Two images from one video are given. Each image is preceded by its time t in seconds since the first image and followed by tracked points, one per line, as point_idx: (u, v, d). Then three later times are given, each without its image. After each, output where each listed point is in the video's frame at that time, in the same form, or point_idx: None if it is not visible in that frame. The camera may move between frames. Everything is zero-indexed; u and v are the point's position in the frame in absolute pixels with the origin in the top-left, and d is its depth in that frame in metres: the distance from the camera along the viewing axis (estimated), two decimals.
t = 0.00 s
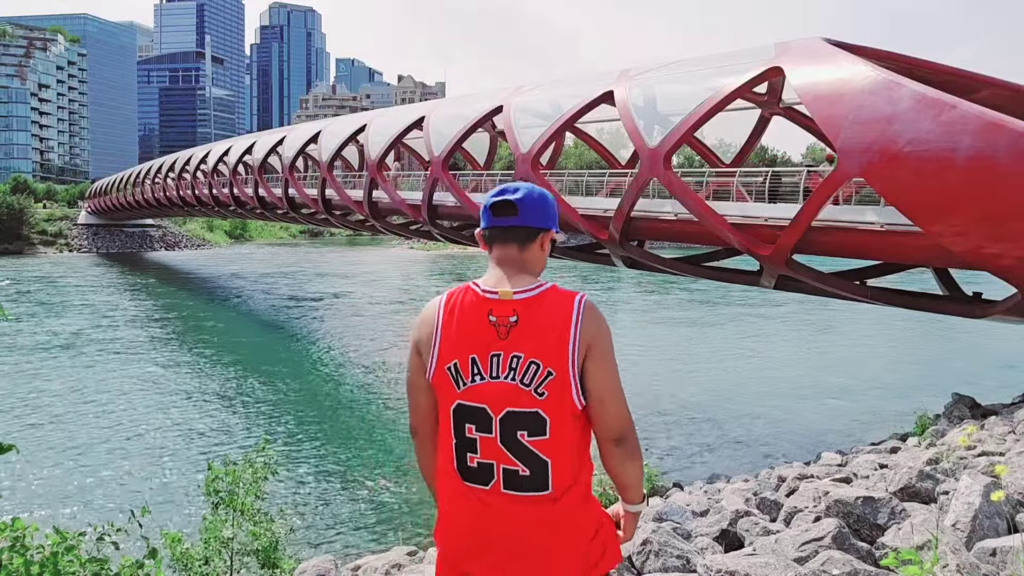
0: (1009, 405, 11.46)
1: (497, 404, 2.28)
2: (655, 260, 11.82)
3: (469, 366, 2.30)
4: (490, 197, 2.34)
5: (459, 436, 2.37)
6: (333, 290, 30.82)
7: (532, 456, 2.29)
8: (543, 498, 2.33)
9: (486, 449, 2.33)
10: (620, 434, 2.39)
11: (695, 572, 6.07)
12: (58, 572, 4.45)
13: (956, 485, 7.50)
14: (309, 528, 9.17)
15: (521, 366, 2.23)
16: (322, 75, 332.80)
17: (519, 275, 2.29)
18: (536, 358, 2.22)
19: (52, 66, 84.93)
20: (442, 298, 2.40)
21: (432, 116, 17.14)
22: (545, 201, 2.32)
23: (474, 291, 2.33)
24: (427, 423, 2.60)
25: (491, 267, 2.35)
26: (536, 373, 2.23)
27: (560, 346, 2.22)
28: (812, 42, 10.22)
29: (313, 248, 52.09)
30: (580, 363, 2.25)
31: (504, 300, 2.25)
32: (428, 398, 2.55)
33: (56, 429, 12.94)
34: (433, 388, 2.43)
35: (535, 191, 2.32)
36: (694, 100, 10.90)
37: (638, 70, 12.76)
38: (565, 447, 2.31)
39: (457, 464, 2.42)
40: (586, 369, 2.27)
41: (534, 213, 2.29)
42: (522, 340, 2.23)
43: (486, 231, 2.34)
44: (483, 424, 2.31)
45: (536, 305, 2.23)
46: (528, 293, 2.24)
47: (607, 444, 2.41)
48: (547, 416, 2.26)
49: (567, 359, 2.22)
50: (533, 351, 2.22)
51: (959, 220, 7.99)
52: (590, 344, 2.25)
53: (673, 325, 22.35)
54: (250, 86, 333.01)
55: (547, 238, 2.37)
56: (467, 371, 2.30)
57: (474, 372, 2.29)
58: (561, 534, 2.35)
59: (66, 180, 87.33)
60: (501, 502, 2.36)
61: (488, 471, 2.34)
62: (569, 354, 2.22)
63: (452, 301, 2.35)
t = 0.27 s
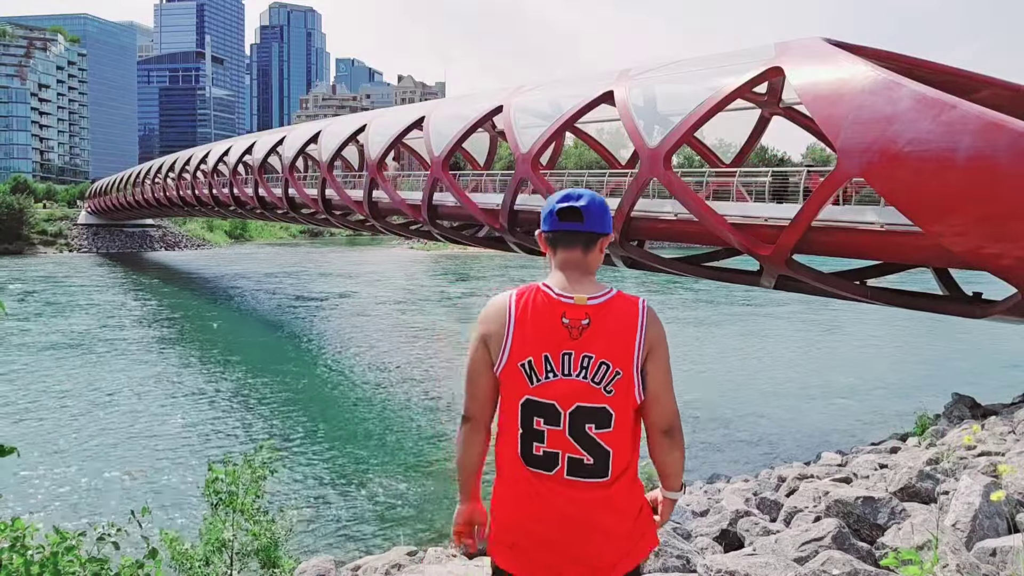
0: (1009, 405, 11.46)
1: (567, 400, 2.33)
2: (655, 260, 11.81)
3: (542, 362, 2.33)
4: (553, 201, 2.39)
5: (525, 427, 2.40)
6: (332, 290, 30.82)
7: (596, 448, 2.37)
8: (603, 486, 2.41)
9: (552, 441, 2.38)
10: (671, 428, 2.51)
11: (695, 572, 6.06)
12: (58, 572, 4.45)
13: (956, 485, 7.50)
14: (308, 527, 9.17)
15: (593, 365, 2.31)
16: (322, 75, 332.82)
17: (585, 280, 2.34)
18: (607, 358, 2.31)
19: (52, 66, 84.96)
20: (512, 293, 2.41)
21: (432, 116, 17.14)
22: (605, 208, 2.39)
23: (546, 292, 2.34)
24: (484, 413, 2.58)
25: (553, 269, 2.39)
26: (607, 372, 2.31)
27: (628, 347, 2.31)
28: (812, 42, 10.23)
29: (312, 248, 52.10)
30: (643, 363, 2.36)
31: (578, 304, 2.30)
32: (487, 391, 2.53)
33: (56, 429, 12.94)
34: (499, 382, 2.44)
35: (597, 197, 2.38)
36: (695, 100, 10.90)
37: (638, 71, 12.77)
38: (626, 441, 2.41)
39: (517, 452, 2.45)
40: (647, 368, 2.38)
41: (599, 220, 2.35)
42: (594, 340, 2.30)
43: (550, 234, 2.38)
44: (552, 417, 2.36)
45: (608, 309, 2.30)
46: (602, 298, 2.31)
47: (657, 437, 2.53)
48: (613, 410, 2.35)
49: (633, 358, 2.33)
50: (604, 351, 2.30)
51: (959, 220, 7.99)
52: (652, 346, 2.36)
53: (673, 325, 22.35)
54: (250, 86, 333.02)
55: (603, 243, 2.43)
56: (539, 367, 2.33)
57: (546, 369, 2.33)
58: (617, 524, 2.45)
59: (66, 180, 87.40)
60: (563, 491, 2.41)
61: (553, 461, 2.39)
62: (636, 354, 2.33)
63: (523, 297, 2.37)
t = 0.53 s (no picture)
0: (1010, 405, 11.47)
1: (607, 376, 2.48)
2: (655, 260, 11.82)
3: (584, 341, 2.47)
4: (592, 195, 2.57)
5: (564, 403, 2.55)
6: (332, 289, 30.80)
7: (631, 423, 2.52)
8: (632, 462, 2.55)
9: (590, 415, 2.53)
10: (704, 403, 2.74)
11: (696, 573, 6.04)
12: (58, 573, 4.45)
13: (956, 485, 7.50)
14: (308, 528, 9.17)
15: (632, 344, 2.47)
16: (322, 75, 332.80)
17: (623, 267, 2.53)
18: (646, 338, 2.47)
19: (52, 66, 84.94)
20: (553, 278, 2.55)
21: (432, 116, 17.14)
22: (641, 202, 2.57)
23: (587, 275, 2.49)
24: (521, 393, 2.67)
25: (591, 256, 2.56)
26: (644, 351, 2.48)
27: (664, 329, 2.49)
28: (812, 42, 10.23)
29: (312, 248, 52.05)
30: (676, 344, 2.54)
31: (619, 287, 2.46)
32: (527, 370, 2.61)
33: (55, 429, 12.93)
34: (539, 361, 2.56)
35: (634, 193, 2.57)
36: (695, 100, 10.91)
37: (638, 70, 12.77)
38: (657, 420, 2.56)
39: (555, 427, 2.58)
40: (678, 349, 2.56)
41: (635, 213, 2.54)
42: (633, 321, 2.46)
43: (588, 225, 2.56)
44: (591, 393, 2.50)
45: (646, 292, 2.48)
46: (643, 283, 2.48)
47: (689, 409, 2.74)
48: (649, 387, 2.51)
49: (669, 339, 2.50)
50: (642, 333, 2.47)
51: (959, 220, 7.99)
52: (685, 330, 2.55)
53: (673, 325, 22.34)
54: (250, 86, 333.04)
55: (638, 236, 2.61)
56: (581, 345, 2.48)
57: (588, 347, 2.47)
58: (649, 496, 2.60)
59: (67, 180, 87.42)
60: (597, 464, 2.55)
61: (590, 435, 2.53)
62: (671, 335, 2.50)
63: (564, 282, 2.51)
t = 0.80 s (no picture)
0: (1010, 405, 11.46)
1: (620, 365, 2.52)
2: (655, 260, 11.82)
3: (597, 331, 2.52)
4: (606, 198, 2.62)
5: (578, 391, 2.58)
6: (332, 289, 30.81)
7: (643, 411, 2.55)
8: (644, 448, 2.58)
9: (603, 403, 2.56)
10: (708, 400, 2.71)
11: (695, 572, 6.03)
12: (58, 572, 4.45)
13: (956, 485, 7.50)
14: (308, 527, 9.17)
15: (644, 334, 2.50)
16: (322, 75, 332.78)
17: (637, 264, 2.57)
18: (656, 329, 2.51)
19: (52, 66, 84.92)
20: (568, 277, 2.60)
21: (432, 116, 17.14)
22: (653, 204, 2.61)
23: (600, 271, 2.55)
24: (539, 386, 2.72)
25: (606, 256, 2.61)
26: (655, 341, 2.51)
27: (675, 318, 2.52)
28: (812, 42, 10.23)
29: (312, 248, 52.05)
30: (686, 336, 2.57)
31: (630, 281, 2.52)
32: (544, 363, 2.67)
33: (55, 429, 12.93)
34: (556, 352, 2.61)
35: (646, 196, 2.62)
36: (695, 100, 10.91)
37: (638, 71, 12.77)
38: (668, 407, 2.58)
39: (570, 416, 2.63)
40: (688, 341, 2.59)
41: (648, 214, 2.59)
42: (644, 313, 2.50)
43: (603, 226, 2.60)
44: (605, 382, 2.54)
45: (656, 286, 2.52)
46: (652, 277, 2.53)
47: (691, 405, 2.72)
48: (660, 376, 2.54)
49: (679, 329, 2.53)
50: (653, 323, 2.51)
51: (959, 220, 7.99)
52: (694, 324, 2.58)
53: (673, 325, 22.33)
54: (250, 86, 333.03)
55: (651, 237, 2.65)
56: (594, 335, 2.52)
57: (600, 338, 2.52)
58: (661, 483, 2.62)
59: (67, 180, 87.44)
60: (611, 450, 2.58)
61: (604, 422, 2.57)
62: (681, 326, 2.53)
63: (579, 279, 2.57)
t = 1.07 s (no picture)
0: (1010, 405, 11.46)
1: (620, 348, 2.59)
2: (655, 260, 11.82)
3: (598, 316, 2.60)
4: (608, 197, 2.70)
5: (582, 374, 2.66)
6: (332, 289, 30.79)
7: (643, 392, 2.60)
8: (644, 427, 2.62)
9: (606, 384, 2.63)
10: (710, 382, 2.72)
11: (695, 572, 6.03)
12: (58, 572, 4.45)
13: (956, 485, 7.50)
14: (308, 527, 9.18)
15: (642, 318, 2.56)
16: (322, 75, 332.75)
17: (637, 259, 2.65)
18: (654, 314, 2.56)
19: (52, 66, 84.92)
20: (572, 272, 2.69)
21: (432, 116, 17.14)
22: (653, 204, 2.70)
23: (601, 263, 2.64)
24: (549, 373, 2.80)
25: (608, 252, 2.68)
26: (653, 325, 2.56)
27: (671, 304, 2.57)
28: (812, 42, 10.23)
29: (313, 248, 52.05)
30: (684, 323, 2.61)
31: (629, 270, 2.59)
32: (554, 351, 2.76)
33: (55, 429, 12.93)
34: (562, 338, 2.70)
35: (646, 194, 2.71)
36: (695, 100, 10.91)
37: (638, 71, 12.77)
38: (669, 390, 2.62)
39: (575, 400, 2.70)
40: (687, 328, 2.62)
41: (648, 212, 2.67)
42: (643, 300, 2.56)
43: (604, 224, 2.68)
44: (606, 365, 2.61)
45: (653, 277, 2.58)
46: (650, 267, 2.59)
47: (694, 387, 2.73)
48: (659, 359, 2.59)
49: (676, 315, 2.57)
50: (652, 309, 2.56)
51: (959, 220, 7.99)
52: (691, 312, 2.61)
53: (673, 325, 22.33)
54: (250, 86, 333.04)
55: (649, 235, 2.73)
56: (596, 321, 2.60)
57: (602, 323, 2.60)
58: (662, 463, 2.66)
59: (67, 180, 87.45)
60: (614, 429, 2.64)
61: (606, 404, 2.64)
62: (678, 311, 2.58)
63: (583, 273, 2.66)
